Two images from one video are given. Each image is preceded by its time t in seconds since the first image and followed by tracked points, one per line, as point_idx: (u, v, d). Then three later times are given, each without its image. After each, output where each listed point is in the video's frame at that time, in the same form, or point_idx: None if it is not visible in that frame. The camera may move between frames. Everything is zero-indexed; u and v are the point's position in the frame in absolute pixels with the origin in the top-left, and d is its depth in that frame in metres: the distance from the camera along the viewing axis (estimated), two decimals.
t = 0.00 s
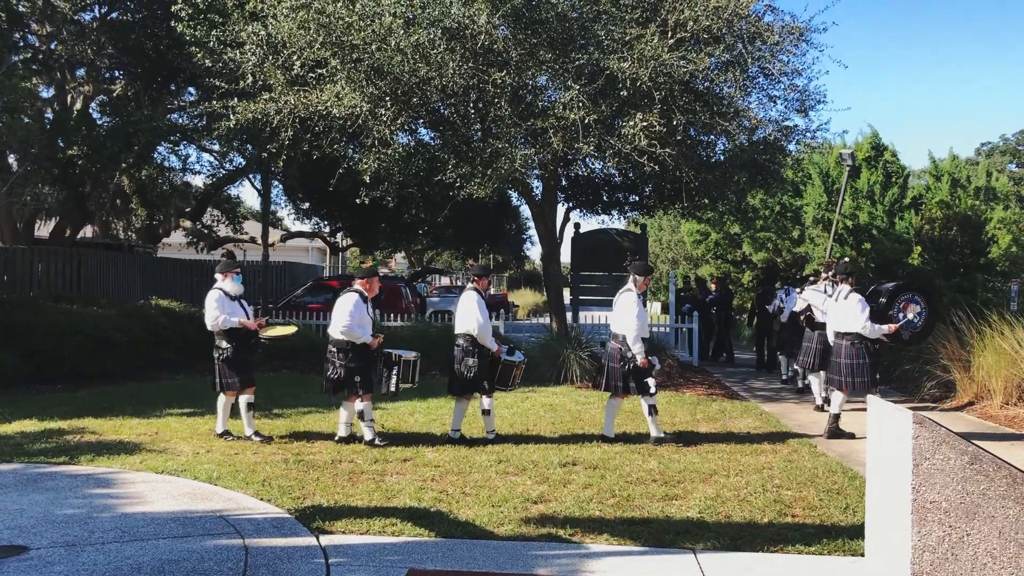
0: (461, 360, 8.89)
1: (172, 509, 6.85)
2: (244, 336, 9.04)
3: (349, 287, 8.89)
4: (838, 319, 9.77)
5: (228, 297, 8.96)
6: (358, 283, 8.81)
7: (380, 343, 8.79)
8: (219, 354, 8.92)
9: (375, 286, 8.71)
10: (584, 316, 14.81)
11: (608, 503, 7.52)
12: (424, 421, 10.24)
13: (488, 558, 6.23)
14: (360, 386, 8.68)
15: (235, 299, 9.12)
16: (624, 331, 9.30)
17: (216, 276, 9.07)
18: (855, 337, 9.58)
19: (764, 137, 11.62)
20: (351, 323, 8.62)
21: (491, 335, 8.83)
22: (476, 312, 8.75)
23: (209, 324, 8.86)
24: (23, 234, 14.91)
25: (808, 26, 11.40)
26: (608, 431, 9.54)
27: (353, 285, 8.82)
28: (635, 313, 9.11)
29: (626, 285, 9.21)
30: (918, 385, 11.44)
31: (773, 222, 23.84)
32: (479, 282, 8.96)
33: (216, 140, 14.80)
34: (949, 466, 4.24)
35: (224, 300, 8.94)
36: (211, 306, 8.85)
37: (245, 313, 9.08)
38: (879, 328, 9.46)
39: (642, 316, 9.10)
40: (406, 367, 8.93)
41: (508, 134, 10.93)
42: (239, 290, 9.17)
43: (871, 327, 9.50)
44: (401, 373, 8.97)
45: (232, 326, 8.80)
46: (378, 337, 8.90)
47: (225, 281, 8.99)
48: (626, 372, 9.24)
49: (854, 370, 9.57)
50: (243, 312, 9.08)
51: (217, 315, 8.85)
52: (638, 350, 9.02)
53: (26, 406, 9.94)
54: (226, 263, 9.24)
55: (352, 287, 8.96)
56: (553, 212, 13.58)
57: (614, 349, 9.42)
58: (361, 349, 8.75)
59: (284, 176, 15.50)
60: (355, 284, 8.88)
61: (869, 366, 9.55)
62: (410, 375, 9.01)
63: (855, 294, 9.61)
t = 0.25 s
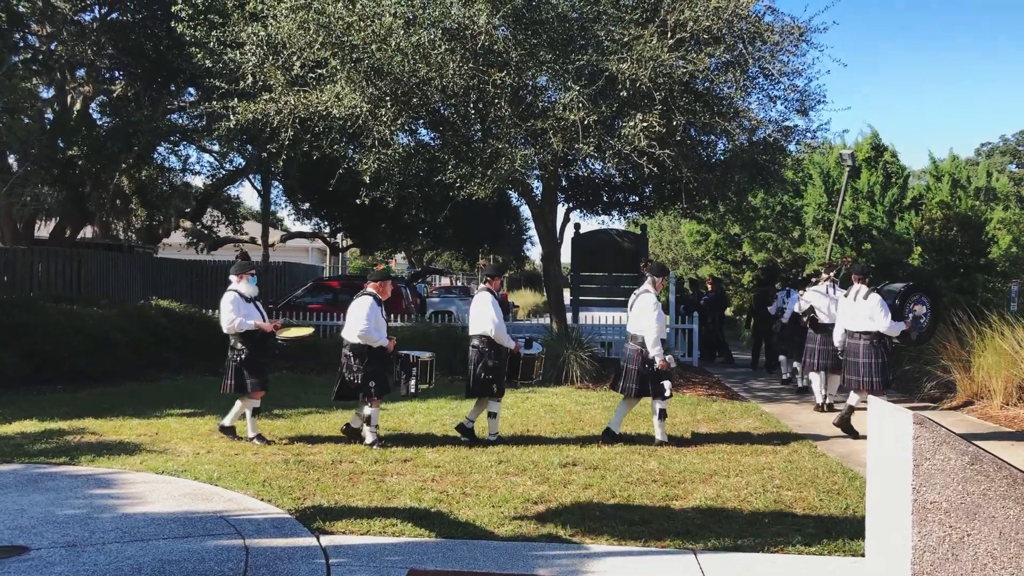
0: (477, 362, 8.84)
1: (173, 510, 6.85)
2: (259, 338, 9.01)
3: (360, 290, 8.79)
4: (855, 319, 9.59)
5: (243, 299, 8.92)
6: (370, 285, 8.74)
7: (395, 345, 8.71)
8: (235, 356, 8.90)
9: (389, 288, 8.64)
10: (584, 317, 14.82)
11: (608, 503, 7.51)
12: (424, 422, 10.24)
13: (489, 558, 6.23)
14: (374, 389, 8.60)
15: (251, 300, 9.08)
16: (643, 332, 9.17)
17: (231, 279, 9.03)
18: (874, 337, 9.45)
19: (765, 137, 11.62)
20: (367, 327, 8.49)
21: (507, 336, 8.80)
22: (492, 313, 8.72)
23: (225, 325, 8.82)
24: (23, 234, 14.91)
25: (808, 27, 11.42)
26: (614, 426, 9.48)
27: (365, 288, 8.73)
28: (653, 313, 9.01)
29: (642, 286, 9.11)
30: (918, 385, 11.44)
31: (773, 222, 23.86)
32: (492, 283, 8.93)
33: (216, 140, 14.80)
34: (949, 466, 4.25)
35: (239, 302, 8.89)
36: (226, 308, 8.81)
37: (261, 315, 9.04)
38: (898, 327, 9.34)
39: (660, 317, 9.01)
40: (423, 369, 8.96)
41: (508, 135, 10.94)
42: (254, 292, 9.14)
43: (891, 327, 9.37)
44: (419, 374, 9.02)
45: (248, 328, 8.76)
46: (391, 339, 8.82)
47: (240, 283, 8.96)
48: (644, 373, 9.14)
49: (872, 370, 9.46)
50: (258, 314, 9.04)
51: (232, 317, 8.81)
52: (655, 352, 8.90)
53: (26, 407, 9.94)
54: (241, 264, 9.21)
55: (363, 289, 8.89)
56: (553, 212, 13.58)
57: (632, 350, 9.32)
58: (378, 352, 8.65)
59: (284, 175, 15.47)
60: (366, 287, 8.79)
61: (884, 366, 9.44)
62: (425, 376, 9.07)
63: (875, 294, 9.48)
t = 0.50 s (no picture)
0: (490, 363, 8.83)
1: (174, 510, 6.85)
2: (275, 336, 8.97)
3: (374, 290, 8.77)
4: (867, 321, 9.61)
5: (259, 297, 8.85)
6: (385, 285, 8.74)
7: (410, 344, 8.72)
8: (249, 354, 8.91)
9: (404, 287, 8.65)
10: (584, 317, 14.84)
11: (610, 504, 7.52)
12: (425, 422, 10.25)
13: (490, 558, 6.23)
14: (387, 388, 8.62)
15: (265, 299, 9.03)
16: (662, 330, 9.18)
17: (246, 277, 8.98)
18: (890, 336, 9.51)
19: (765, 138, 11.64)
20: (384, 326, 8.48)
21: (522, 335, 8.81)
22: (507, 312, 8.72)
23: (242, 323, 8.73)
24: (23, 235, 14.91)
25: (808, 28, 11.44)
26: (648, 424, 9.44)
27: (380, 288, 8.72)
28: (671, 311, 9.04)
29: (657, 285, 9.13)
30: (919, 386, 11.45)
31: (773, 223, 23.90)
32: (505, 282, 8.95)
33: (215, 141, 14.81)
34: (950, 466, 4.25)
35: (255, 300, 8.81)
36: (243, 306, 8.71)
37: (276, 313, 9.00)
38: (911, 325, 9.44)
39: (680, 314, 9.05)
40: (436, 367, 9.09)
41: (507, 135, 10.95)
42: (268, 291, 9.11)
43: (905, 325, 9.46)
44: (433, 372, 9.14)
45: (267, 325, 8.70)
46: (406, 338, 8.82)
47: (256, 281, 8.95)
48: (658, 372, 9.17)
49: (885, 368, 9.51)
50: (274, 312, 8.98)
51: (250, 316, 8.75)
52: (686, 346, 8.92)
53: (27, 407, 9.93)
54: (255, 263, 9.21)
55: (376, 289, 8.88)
56: (554, 213, 13.58)
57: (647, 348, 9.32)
58: (392, 351, 8.66)
59: (285, 175, 15.43)
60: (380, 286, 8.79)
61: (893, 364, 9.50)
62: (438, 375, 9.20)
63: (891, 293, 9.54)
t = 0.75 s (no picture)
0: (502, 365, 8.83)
1: (175, 511, 6.85)
2: (292, 338, 8.93)
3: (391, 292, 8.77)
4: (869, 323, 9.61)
5: (275, 299, 8.89)
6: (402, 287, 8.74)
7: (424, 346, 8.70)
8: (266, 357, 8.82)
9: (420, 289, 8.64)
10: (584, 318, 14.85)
11: (610, 505, 7.52)
12: (426, 423, 10.25)
13: (491, 559, 6.24)
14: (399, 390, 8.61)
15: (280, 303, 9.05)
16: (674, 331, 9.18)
17: (261, 281, 9.04)
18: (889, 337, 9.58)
19: (766, 139, 11.64)
20: (399, 327, 8.47)
21: (535, 338, 8.79)
22: (521, 314, 8.70)
23: (257, 325, 8.74)
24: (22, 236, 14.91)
25: (808, 28, 11.45)
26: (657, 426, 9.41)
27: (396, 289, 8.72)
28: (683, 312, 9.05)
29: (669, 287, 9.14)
30: (919, 386, 11.46)
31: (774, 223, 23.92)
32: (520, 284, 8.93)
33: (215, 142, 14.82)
34: (952, 467, 4.26)
35: (270, 303, 8.85)
36: (259, 308, 8.75)
37: (291, 316, 9.00)
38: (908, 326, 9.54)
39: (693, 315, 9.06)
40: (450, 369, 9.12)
41: (508, 136, 10.95)
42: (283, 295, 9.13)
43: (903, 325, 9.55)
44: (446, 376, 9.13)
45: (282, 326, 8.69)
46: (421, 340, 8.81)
47: (271, 285, 8.97)
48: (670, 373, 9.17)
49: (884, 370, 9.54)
50: (289, 316, 9.00)
51: (265, 318, 8.76)
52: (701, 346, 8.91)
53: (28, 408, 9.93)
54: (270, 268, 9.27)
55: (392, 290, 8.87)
56: (554, 214, 13.59)
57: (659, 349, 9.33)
58: (407, 353, 8.64)
59: (284, 175, 15.35)
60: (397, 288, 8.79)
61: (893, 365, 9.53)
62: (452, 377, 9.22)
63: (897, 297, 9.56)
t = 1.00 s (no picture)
0: (521, 364, 8.85)
1: (177, 511, 6.84)
2: (309, 338, 8.94)
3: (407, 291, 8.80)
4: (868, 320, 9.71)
5: (290, 299, 8.85)
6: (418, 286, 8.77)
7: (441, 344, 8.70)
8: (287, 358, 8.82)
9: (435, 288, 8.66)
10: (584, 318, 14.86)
11: (611, 505, 7.52)
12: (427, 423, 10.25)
13: (492, 559, 6.23)
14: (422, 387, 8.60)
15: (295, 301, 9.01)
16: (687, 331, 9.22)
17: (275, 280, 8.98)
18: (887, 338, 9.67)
19: (766, 139, 11.66)
20: (413, 326, 8.49)
21: (549, 338, 8.78)
22: (535, 313, 8.72)
23: (274, 326, 8.71)
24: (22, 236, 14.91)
25: (809, 29, 11.47)
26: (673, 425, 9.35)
27: (412, 289, 8.76)
28: (695, 313, 9.08)
29: (681, 288, 9.17)
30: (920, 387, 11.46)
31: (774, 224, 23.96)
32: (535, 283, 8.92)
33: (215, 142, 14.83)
34: (954, 467, 4.25)
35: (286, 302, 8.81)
36: (274, 308, 8.71)
37: (307, 315, 8.98)
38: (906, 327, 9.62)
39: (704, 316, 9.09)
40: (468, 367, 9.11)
41: (508, 137, 10.96)
42: (298, 293, 9.09)
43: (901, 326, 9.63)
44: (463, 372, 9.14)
45: (299, 326, 8.67)
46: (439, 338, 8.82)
47: (285, 284, 8.91)
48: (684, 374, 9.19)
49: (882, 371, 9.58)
50: (304, 314, 8.97)
51: (281, 318, 8.72)
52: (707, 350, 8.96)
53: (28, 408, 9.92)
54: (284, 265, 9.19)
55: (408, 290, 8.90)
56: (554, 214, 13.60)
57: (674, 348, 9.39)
58: (425, 350, 8.66)
59: (284, 176, 15.28)
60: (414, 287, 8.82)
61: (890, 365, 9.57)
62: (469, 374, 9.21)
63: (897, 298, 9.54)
